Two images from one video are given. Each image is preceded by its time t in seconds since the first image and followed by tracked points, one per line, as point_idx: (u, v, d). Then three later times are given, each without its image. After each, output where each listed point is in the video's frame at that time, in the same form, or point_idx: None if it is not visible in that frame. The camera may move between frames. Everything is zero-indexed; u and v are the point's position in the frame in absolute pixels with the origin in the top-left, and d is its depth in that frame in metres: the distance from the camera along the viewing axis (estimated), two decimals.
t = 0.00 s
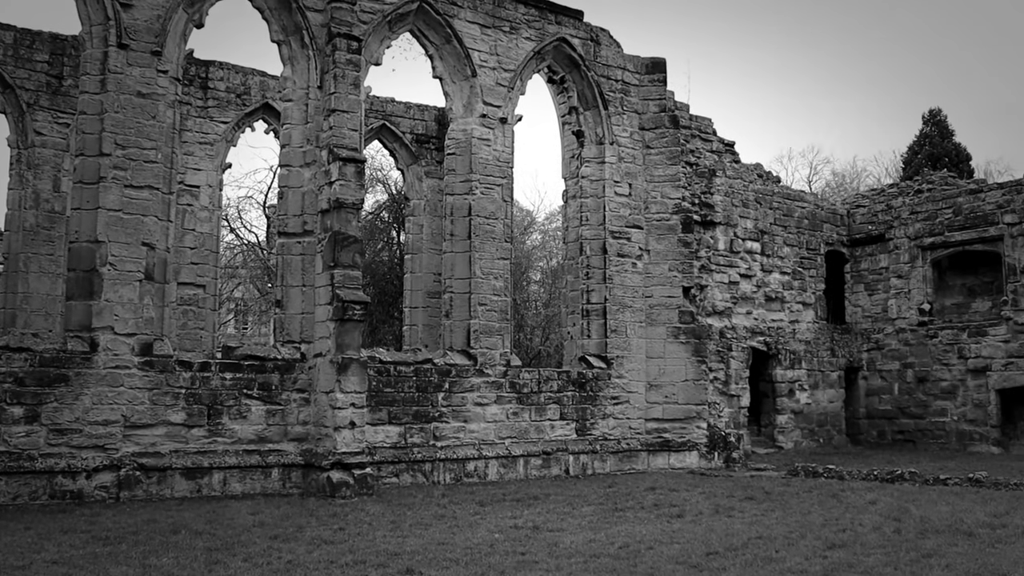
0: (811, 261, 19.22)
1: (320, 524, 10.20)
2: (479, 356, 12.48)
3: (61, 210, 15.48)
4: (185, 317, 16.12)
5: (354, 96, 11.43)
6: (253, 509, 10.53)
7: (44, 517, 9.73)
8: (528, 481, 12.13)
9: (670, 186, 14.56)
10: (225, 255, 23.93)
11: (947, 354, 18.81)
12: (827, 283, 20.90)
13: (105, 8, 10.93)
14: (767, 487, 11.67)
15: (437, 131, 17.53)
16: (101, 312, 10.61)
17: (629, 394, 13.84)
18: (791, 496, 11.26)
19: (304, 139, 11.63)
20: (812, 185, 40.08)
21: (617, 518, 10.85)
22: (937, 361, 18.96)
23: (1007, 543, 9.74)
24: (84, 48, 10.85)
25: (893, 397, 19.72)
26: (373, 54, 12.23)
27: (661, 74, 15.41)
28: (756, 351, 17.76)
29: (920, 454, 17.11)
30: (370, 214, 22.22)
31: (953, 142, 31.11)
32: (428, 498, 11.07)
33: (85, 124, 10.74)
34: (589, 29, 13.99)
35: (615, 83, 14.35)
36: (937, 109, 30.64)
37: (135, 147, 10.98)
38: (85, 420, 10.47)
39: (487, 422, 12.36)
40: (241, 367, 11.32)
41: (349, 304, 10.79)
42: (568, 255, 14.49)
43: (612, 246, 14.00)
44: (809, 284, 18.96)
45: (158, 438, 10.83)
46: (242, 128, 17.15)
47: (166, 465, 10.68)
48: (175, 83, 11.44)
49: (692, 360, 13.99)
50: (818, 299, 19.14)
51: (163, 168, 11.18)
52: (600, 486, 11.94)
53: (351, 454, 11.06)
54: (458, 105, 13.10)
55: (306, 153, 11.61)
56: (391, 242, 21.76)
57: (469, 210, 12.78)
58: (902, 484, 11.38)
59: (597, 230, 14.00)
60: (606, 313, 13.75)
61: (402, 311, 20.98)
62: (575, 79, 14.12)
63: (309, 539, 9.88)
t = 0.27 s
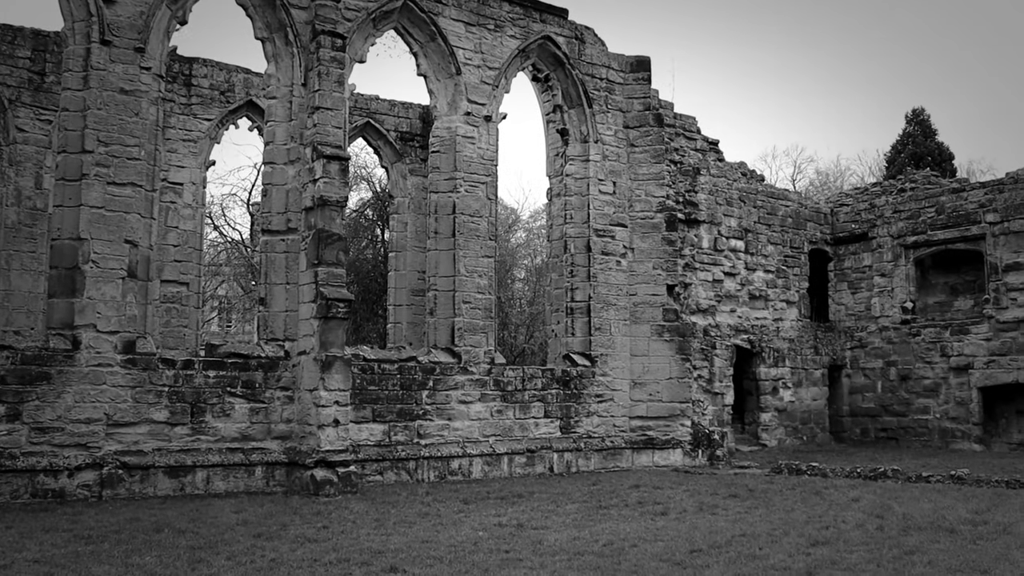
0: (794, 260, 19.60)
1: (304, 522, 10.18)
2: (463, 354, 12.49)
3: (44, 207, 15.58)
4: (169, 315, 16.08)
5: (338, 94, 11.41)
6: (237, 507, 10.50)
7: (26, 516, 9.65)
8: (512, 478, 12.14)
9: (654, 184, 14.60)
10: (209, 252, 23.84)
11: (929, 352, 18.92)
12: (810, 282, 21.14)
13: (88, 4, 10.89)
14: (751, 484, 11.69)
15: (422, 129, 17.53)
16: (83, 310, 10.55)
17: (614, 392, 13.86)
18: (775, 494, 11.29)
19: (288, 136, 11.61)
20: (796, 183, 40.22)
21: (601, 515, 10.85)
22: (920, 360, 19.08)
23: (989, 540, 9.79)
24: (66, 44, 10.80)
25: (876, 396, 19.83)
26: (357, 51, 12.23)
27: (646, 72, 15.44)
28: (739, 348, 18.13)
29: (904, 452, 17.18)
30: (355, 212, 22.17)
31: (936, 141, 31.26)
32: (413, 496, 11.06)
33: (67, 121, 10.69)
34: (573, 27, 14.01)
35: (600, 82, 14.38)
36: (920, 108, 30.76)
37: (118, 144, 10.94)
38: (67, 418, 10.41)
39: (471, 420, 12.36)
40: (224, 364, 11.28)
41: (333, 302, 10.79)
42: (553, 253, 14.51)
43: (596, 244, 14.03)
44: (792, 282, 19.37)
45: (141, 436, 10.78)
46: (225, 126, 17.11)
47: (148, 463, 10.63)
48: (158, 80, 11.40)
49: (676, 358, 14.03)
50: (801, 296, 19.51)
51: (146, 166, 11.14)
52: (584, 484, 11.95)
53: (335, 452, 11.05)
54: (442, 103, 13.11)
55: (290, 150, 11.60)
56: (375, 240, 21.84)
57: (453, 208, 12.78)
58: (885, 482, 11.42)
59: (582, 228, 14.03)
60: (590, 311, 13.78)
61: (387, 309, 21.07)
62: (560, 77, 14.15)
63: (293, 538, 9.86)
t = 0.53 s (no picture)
0: (776, 256, 19.78)
1: (285, 520, 10.14)
2: (445, 351, 12.48)
3: (22, 204, 15.40)
4: (149, 313, 16.03)
5: (320, 91, 11.37)
6: (218, 506, 10.45)
7: (4, 515, 9.55)
8: (494, 476, 12.14)
9: (636, 182, 14.63)
10: (190, 249, 23.73)
11: (910, 350, 19.05)
12: (792, 279, 21.29)
13: None
14: (733, 481, 11.72)
15: (404, 126, 17.51)
16: (63, 307, 10.47)
17: (596, 390, 13.88)
18: (756, 491, 11.32)
19: (269, 133, 11.57)
20: (778, 181, 40.41)
21: (582, 513, 10.85)
22: (900, 357, 19.21)
23: (968, 536, 9.85)
24: (45, 39, 10.73)
25: (857, 393, 19.96)
26: (339, 48, 12.20)
27: (628, 70, 15.48)
28: (721, 347, 18.33)
29: (884, 449, 17.28)
30: (336, 209, 22.26)
31: (916, 140, 31.44)
32: (394, 494, 11.04)
33: (46, 117, 10.62)
34: (556, 24, 14.01)
35: (582, 79, 14.40)
36: (901, 107, 30.91)
37: (98, 140, 10.86)
38: (46, 416, 10.31)
39: (453, 418, 12.36)
40: (205, 362, 11.23)
41: (315, 299, 10.77)
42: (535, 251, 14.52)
43: (578, 242, 14.05)
44: (774, 280, 19.56)
45: (121, 434, 10.71)
46: (205, 122, 17.05)
47: (128, 461, 10.56)
48: (139, 76, 11.34)
49: (658, 356, 14.08)
50: (783, 294, 19.69)
51: (126, 162, 11.08)
52: (566, 481, 11.95)
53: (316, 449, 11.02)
54: (424, 100, 13.09)
55: (271, 147, 11.56)
56: (357, 237, 21.88)
57: (435, 206, 12.76)
58: (866, 479, 11.47)
59: (564, 225, 14.05)
60: (572, 309, 13.80)
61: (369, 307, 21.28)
62: (542, 75, 14.17)
63: (274, 536, 9.83)
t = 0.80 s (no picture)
0: (756, 258, 19.85)
1: (264, 521, 10.10)
2: (425, 352, 12.47)
3: None
4: (128, 313, 15.97)
5: (300, 90, 11.34)
6: (196, 507, 10.39)
7: None
8: (474, 477, 12.14)
9: (617, 182, 14.67)
10: (170, 249, 23.61)
11: (888, 351, 19.20)
12: (772, 280, 21.40)
13: None
14: (712, 482, 11.75)
15: (385, 126, 17.50)
16: (40, 307, 10.39)
17: (576, 390, 13.90)
18: (735, 492, 11.34)
19: (249, 132, 11.53)
20: (758, 182, 40.61)
21: (562, 513, 10.85)
22: (879, 358, 19.35)
23: (945, 535, 9.90)
24: (22, 36, 10.66)
25: (836, 394, 20.08)
26: (319, 47, 12.18)
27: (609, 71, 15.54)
28: (702, 347, 18.38)
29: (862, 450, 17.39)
30: (316, 210, 22.26)
31: (896, 142, 31.67)
32: (374, 494, 11.02)
33: (23, 115, 10.56)
34: (537, 25, 14.04)
35: (563, 80, 14.42)
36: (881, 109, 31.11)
37: (76, 138, 10.80)
38: (22, 416, 10.22)
39: (433, 418, 12.35)
40: (184, 362, 11.18)
41: (294, 299, 10.74)
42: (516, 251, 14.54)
43: (558, 242, 14.06)
44: (753, 281, 19.63)
45: (98, 435, 10.63)
46: (185, 121, 17.00)
47: (106, 462, 10.48)
48: (117, 74, 11.28)
49: (638, 356, 14.13)
50: (763, 295, 19.76)
51: (104, 161, 11.02)
52: (545, 482, 11.95)
53: (295, 450, 10.98)
54: (405, 100, 13.08)
55: (251, 146, 11.52)
56: (337, 237, 21.89)
57: (415, 206, 12.75)
58: (844, 479, 11.52)
59: (544, 226, 14.08)
60: (552, 310, 13.82)
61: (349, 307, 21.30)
62: (523, 75, 14.20)
63: (253, 537, 9.78)
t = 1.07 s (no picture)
0: (736, 258, 19.94)
1: (243, 521, 10.06)
2: (405, 351, 12.46)
3: None
4: (106, 311, 15.94)
5: (281, 88, 11.30)
6: (175, 507, 10.34)
7: None
8: (454, 476, 12.14)
9: (598, 183, 14.72)
10: (149, 248, 23.48)
11: (867, 351, 19.36)
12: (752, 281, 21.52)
13: None
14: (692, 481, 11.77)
15: (366, 125, 17.49)
16: (17, 305, 10.31)
17: (556, 390, 13.92)
18: (715, 491, 11.37)
19: (229, 130, 11.50)
20: (738, 183, 40.82)
21: (542, 513, 10.86)
22: (858, 358, 19.50)
23: (922, 534, 9.96)
24: None
25: (815, 393, 20.21)
26: (300, 45, 12.17)
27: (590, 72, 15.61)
28: (682, 347, 18.45)
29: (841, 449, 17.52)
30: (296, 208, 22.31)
31: (875, 144, 31.91)
32: (354, 494, 11.00)
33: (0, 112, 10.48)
34: (519, 25, 14.07)
35: (544, 80, 14.47)
36: (860, 111, 31.33)
37: (54, 135, 10.74)
38: None
39: (413, 418, 12.34)
40: (163, 362, 11.12)
41: (274, 299, 10.72)
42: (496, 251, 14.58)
43: (539, 242, 14.10)
44: (733, 281, 19.71)
45: (76, 435, 10.55)
46: (164, 119, 16.93)
47: (84, 462, 10.39)
48: (96, 72, 11.22)
49: (618, 356, 14.19)
50: (744, 295, 19.87)
51: (82, 159, 10.97)
52: (526, 482, 11.95)
53: (275, 450, 10.94)
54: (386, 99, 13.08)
55: (231, 145, 11.49)
56: (317, 236, 21.89)
57: (396, 205, 12.75)
58: (823, 478, 11.56)
59: (525, 225, 14.12)
60: (533, 309, 13.85)
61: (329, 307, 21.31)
62: (505, 75, 14.25)
63: (231, 537, 9.74)
